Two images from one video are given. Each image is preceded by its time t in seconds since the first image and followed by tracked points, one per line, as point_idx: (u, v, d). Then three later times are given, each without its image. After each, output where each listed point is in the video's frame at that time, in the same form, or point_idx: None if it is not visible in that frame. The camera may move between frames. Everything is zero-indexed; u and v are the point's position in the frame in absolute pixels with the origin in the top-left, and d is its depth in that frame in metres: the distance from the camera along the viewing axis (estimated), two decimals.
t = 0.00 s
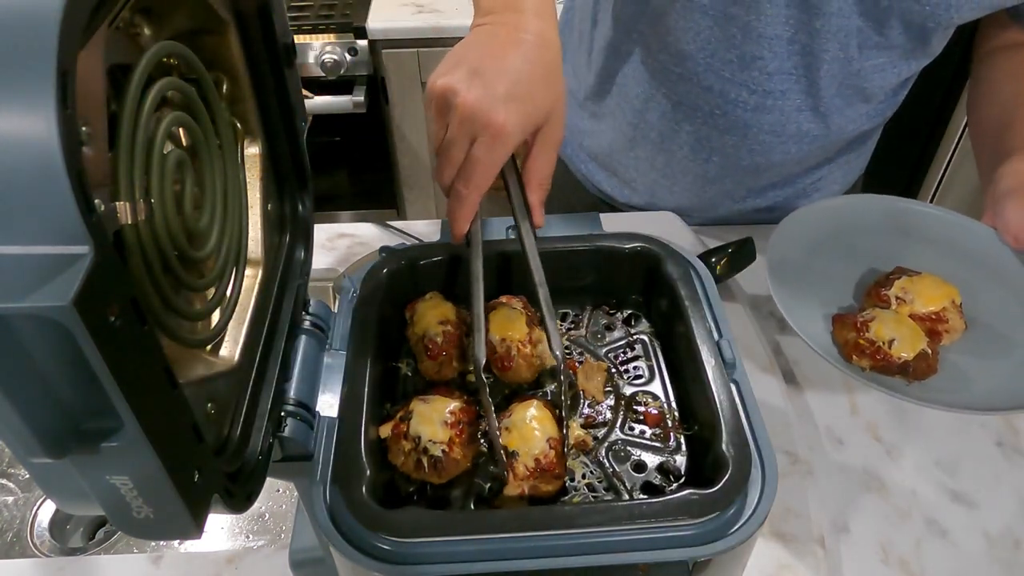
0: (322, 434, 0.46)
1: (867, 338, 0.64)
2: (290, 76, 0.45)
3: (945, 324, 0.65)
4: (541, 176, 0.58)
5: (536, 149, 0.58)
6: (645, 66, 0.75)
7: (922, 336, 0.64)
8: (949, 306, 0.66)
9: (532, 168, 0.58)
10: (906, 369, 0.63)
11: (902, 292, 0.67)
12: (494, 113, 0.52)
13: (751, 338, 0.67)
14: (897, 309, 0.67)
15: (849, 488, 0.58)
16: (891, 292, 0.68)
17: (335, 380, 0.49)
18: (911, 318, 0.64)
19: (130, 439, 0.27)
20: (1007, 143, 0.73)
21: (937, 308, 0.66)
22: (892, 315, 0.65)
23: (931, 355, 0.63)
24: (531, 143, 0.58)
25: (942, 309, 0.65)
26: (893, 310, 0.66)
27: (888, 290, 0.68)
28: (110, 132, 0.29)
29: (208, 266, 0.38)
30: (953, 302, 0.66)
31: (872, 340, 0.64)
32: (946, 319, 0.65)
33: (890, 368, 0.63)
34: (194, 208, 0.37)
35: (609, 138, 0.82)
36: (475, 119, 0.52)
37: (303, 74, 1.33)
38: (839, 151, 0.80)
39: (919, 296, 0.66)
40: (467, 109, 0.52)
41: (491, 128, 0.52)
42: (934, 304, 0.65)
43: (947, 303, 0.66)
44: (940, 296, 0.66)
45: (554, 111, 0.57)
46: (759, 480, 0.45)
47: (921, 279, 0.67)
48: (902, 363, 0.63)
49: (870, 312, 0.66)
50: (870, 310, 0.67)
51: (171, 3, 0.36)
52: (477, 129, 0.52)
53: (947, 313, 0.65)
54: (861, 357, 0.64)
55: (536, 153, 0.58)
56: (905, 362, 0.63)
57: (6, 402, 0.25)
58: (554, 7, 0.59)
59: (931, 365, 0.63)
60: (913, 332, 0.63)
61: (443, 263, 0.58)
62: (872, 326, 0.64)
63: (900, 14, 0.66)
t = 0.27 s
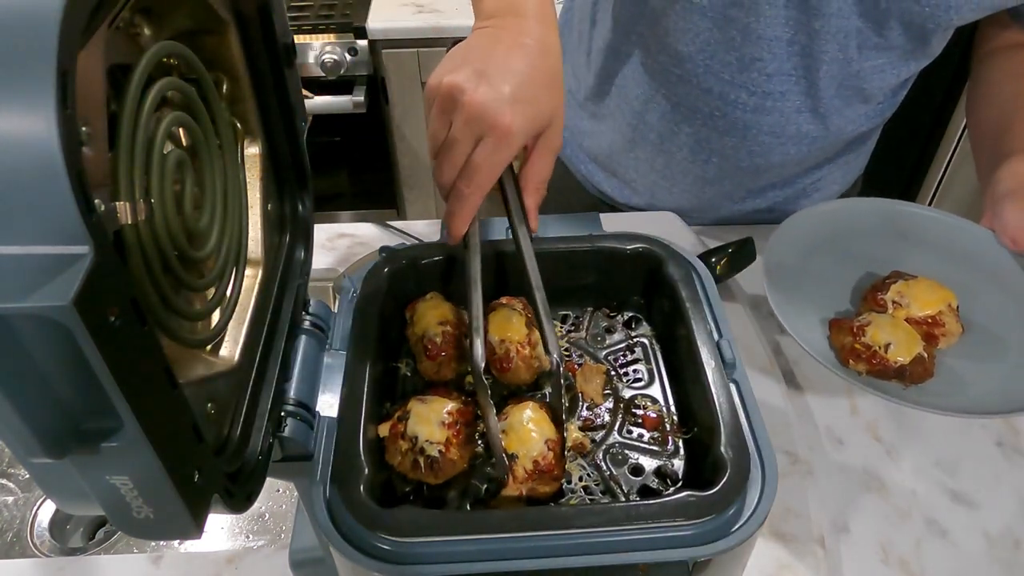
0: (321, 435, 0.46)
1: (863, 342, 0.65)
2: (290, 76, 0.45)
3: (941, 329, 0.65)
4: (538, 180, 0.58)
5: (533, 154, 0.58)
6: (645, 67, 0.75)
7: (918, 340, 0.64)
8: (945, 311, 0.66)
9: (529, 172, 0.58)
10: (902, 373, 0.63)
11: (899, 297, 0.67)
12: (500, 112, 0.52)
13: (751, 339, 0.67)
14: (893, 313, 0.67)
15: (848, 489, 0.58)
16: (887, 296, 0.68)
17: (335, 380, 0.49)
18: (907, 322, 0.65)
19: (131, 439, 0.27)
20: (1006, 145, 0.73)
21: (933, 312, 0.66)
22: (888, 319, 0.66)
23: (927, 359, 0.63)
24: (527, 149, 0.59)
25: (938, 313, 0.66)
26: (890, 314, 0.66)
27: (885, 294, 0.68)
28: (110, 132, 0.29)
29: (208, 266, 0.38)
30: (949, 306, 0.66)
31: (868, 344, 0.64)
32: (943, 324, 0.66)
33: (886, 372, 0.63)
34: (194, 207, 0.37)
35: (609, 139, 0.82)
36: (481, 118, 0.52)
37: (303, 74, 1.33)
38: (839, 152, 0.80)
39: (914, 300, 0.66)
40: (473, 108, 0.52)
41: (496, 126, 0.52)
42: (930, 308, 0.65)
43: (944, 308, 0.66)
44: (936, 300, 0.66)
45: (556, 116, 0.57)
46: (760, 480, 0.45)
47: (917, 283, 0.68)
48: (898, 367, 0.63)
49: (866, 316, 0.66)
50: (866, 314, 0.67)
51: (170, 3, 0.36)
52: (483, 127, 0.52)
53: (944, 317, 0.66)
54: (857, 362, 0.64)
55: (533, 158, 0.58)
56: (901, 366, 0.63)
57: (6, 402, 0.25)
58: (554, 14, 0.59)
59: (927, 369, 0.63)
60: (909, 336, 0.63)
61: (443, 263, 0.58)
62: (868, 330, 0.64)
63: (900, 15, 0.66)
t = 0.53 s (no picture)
0: (321, 435, 0.46)
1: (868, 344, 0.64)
2: (290, 76, 0.45)
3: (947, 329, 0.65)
4: (537, 181, 0.59)
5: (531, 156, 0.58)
6: (645, 67, 0.75)
7: (924, 340, 0.63)
8: (951, 311, 0.65)
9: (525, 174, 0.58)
10: (908, 374, 0.63)
11: (903, 297, 0.67)
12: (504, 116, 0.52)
13: (751, 339, 0.67)
14: (898, 314, 0.66)
15: (848, 489, 0.58)
16: (893, 297, 0.67)
17: (335, 380, 0.49)
18: (912, 323, 0.64)
19: (130, 440, 0.27)
20: (1006, 144, 0.73)
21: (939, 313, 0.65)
22: (892, 319, 0.65)
23: (933, 359, 0.63)
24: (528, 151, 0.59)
25: (943, 313, 0.65)
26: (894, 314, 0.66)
27: (889, 294, 0.68)
28: (110, 132, 0.29)
29: (208, 267, 0.38)
30: (954, 306, 0.66)
31: (873, 346, 0.64)
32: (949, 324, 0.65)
33: (892, 373, 0.63)
34: (194, 207, 0.37)
35: (609, 139, 0.82)
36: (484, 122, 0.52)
37: (303, 74, 1.33)
38: (839, 151, 0.80)
39: (920, 300, 0.66)
40: (475, 108, 0.52)
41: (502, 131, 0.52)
42: (935, 308, 0.65)
43: (950, 308, 0.65)
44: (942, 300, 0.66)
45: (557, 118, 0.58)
46: (760, 479, 0.45)
47: (922, 283, 0.67)
48: (904, 368, 0.63)
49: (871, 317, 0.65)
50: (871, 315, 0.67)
51: (171, 3, 0.36)
52: (487, 131, 0.52)
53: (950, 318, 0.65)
54: (863, 363, 0.64)
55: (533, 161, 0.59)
56: (907, 367, 0.63)
57: (5, 401, 0.25)
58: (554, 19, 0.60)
59: (932, 369, 0.63)
60: (914, 337, 0.63)
61: (442, 262, 0.58)
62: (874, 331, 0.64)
63: (900, 16, 0.66)
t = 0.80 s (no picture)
0: (321, 435, 0.46)
1: (868, 339, 0.64)
2: (290, 76, 0.45)
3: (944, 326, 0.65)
4: (550, 164, 0.56)
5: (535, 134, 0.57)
6: (645, 66, 0.75)
7: (923, 336, 0.63)
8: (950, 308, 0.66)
9: (539, 157, 0.56)
10: (907, 369, 0.63)
11: (902, 293, 0.67)
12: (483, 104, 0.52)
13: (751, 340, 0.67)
14: (897, 310, 0.67)
15: (849, 489, 0.58)
16: (891, 293, 0.68)
17: (335, 379, 0.49)
18: (911, 318, 0.64)
19: (131, 439, 0.27)
20: (1005, 143, 0.73)
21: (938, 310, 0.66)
22: (891, 315, 0.65)
23: (931, 355, 0.63)
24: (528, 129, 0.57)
25: (942, 310, 0.65)
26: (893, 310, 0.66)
27: (888, 290, 0.68)
28: (110, 132, 0.29)
29: (208, 267, 0.38)
30: (952, 303, 0.66)
31: (872, 341, 0.64)
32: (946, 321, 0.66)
33: (891, 369, 0.63)
34: (194, 207, 0.37)
35: (609, 139, 0.82)
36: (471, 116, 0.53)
37: (303, 74, 1.33)
38: (839, 151, 0.80)
39: (918, 296, 0.66)
40: (457, 107, 0.52)
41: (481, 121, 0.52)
42: (934, 304, 0.65)
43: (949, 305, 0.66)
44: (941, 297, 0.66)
45: (551, 93, 0.56)
46: (760, 478, 0.45)
47: (920, 279, 0.67)
48: (902, 364, 0.63)
49: (870, 313, 0.66)
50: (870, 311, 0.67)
51: (171, 3, 0.36)
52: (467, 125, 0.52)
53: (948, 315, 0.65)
54: (862, 358, 0.64)
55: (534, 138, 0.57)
56: (906, 362, 0.63)
57: (5, 402, 0.25)
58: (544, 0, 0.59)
59: (931, 365, 0.63)
60: (913, 332, 0.63)
61: (441, 263, 0.58)
62: (873, 327, 0.64)
63: (900, 14, 0.66)
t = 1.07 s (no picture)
0: (321, 435, 0.46)
1: (862, 334, 0.65)
2: (290, 76, 0.45)
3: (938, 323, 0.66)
4: (535, 101, 0.54)
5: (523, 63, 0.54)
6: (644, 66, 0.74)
7: (917, 331, 0.64)
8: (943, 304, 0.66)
9: (523, 94, 0.54)
10: (901, 365, 0.63)
11: (898, 289, 0.67)
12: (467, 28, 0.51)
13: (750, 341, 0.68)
14: (892, 305, 0.67)
15: (848, 489, 0.58)
16: (887, 288, 0.68)
17: (335, 379, 0.49)
18: (905, 315, 0.64)
19: (131, 440, 0.27)
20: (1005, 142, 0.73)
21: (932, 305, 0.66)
22: (886, 312, 0.66)
23: (926, 351, 0.64)
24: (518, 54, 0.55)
25: (937, 306, 0.65)
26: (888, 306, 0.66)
27: (884, 286, 0.68)
28: (110, 132, 0.29)
29: (208, 267, 0.38)
30: (947, 299, 0.66)
31: (866, 337, 0.64)
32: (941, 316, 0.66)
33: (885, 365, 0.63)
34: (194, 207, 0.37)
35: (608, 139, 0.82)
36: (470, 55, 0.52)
37: (303, 74, 1.33)
38: (839, 150, 0.80)
39: (914, 292, 0.66)
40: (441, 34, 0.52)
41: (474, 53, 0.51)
42: (929, 300, 0.65)
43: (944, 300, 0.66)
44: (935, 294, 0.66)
45: (539, 25, 0.54)
46: (759, 478, 0.45)
47: (916, 275, 0.67)
48: (897, 359, 0.63)
49: (865, 309, 0.66)
50: (865, 307, 0.67)
51: (171, 2, 0.36)
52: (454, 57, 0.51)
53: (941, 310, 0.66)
54: (856, 354, 0.65)
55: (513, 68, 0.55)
56: (900, 358, 0.63)
57: (5, 402, 0.25)
58: None
59: (925, 361, 0.63)
60: (907, 328, 0.64)
61: (441, 263, 0.58)
62: (867, 323, 0.64)
63: (898, 13, 0.66)
